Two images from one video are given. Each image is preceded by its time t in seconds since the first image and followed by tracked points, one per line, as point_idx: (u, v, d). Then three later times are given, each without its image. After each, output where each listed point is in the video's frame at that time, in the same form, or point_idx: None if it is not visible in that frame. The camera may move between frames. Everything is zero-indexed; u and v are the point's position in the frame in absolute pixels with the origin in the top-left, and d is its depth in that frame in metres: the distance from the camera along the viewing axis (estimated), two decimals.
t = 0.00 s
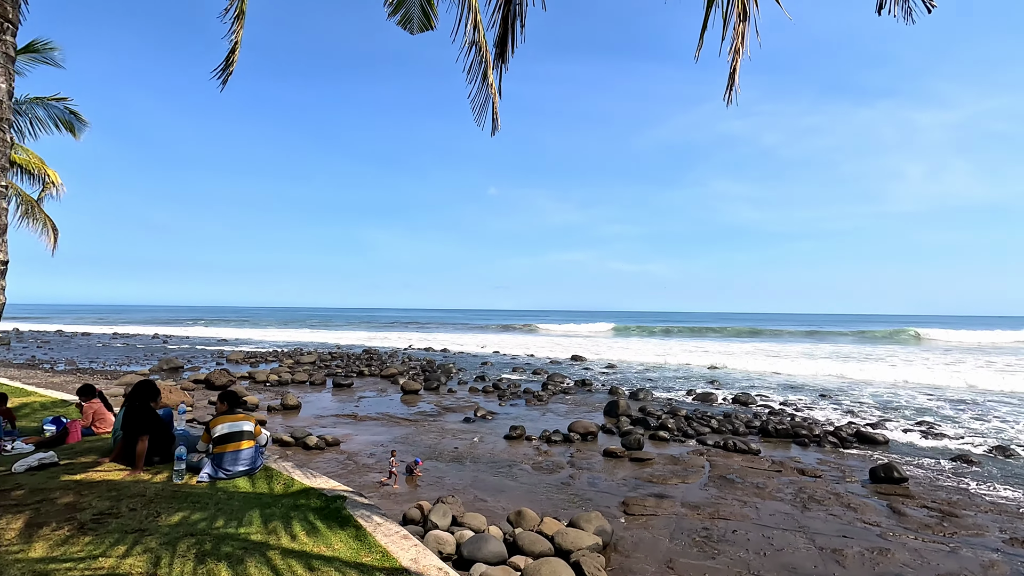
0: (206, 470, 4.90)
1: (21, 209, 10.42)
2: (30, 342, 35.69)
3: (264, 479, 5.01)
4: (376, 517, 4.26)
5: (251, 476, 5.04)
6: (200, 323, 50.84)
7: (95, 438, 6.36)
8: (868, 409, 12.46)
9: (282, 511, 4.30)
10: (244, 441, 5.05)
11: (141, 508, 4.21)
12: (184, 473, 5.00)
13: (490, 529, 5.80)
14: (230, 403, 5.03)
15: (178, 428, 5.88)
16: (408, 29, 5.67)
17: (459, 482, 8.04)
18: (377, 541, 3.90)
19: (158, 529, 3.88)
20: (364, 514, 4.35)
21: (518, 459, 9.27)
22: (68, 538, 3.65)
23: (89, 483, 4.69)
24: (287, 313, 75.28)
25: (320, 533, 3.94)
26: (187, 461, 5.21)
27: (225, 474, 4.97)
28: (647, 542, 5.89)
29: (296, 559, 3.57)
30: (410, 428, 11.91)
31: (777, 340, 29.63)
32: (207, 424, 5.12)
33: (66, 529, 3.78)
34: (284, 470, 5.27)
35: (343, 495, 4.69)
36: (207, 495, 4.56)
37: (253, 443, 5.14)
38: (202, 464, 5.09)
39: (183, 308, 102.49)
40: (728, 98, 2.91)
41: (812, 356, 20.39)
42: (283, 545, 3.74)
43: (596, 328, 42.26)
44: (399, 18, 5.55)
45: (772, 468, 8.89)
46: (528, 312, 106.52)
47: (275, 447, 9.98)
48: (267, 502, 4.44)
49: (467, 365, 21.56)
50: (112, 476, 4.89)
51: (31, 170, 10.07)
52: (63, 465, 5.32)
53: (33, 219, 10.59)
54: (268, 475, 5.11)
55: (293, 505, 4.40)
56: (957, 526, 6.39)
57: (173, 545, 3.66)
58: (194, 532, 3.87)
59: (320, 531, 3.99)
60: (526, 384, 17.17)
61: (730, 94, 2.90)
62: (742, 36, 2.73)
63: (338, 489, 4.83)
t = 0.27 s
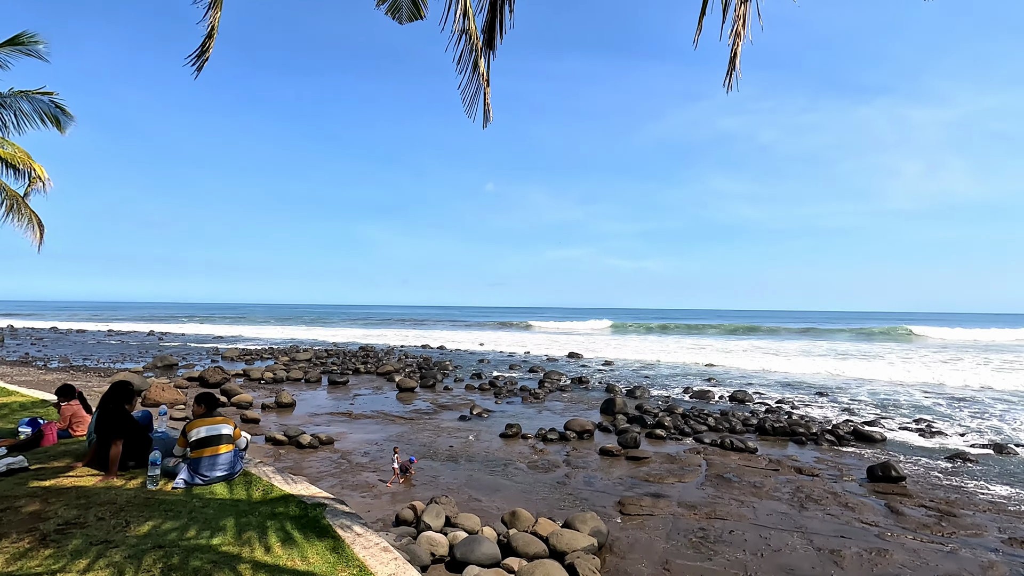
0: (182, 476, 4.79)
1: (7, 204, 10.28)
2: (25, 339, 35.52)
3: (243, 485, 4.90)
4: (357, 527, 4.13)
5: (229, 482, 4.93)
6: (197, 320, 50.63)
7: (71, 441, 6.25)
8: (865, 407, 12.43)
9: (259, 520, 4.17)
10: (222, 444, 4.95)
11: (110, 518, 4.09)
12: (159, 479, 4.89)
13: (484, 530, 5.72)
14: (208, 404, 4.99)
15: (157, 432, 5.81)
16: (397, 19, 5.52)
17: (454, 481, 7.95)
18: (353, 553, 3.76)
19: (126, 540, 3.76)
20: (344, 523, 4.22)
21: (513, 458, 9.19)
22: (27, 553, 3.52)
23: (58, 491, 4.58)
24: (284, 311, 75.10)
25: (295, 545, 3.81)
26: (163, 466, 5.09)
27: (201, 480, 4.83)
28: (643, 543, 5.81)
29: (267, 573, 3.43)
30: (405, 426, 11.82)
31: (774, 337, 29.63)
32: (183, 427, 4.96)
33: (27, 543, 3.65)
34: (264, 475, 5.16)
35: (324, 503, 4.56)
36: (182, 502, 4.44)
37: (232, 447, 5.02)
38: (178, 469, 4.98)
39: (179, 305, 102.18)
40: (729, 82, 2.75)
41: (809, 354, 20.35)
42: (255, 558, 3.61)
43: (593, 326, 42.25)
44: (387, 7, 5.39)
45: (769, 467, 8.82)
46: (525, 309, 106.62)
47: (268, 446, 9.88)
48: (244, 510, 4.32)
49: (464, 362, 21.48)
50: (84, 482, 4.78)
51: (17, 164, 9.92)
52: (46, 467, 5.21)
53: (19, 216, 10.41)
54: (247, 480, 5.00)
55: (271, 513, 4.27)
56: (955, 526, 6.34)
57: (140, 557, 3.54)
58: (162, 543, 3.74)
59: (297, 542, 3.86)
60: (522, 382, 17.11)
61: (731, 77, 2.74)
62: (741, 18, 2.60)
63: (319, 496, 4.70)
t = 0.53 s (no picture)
0: (161, 480, 4.65)
1: None
2: (19, 336, 35.22)
3: (225, 489, 4.79)
4: (341, 536, 4.02)
5: (211, 486, 4.82)
6: (193, 318, 50.40)
7: (49, 443, 6.10)
8: (863, 405, 12.38)
9: (238, 528, 4.06)
10: (203, 446, 4.81)
11: (81, 524, 3.97)
12: (136, 483, 4.74)
13: (480, 530, 5.63)
14: (188, 405, 4.79)
15: (138, 432, 5.72)
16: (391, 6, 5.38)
17: (450, 480, 7.86)
18: (335, 564, 3.64)
19: (95, 549, 3.63)
20: (328, 532, 4.11)
21: (510, 456, 9.09)
22: None
23: (31, 495, 4.48)
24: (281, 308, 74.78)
25: (274, 555, 3.69)
26: (141, 468, 4.94)
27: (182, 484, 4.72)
28: (641, 543, 5.73)
29: None
30: (402, 424, 11.72)
31: (772, 335, 29.60)
32: (163, 427, 4.77)
33: None
34: (247, 478, 5.04)
35: (308, 509, 4.44)
36: (159, 507, 4.32)
37: (213, 449, 4.89)
38: (157, 472, 4.83)
39: (175, 302, 101.79)
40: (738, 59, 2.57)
41: (807, 352, 20.31)
42: (231, 569, 3.49)
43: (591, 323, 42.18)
44: None
45: (768, 466, 8.75)
46: (523, 307, 106.48)
47: (263, 444, 9.77)
48: (223, 517, 4.20)
49: (462, 360, 21.37)
50: (58, 486, 4.67)
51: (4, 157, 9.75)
52: (32, 469, 5.09)
53: (7, 211, 10.27)
54: (229, 484, 4.88)
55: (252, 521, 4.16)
56: (957, 526, 6.26)
57: (109, 567, 3.42)
58: (134, 552, 3.62)
59: (276, 552, 3.74)
60: (520, 379, 17.04)
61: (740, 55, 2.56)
62: None
63: (303, 502, 4.59)
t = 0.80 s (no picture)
0: (141, 489, 4.55)
1: None
2: (17, 335, 35.05)
3: (207, 498, 4.67)
4: (327, 552, 3.87)
5: (193, 495, 4.71)
6: (193, 316, 50.24)
7: (26, 449, 6.00)
8: (866, 405, 12.28)
9: (220, 541, 3.93)
10: (185, 454, 4.69)
11: (52, 538, 3.84)
12: (116, 492, 4.64)
13: (479, 534, 5.53)
14: (172, 410, 4.64)
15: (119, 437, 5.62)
16: None
17: (448, 481, 7.76)
18: None
19: (64, 566, 3.50)
20: (313, 546, 3.96)
21: (510, 457, 8.99)
22: None
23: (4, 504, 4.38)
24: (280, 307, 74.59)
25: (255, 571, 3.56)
26: (121, 476, 4.83)
27: (165, 493, 4.63)
28: (642, 546, 5.63)
29: None
30: (400, 424, 11.62)
31: (772, 334, 29.46)
32: (144, 433, 4.62)
33: None
34: (232, 487, 4.93)
35: (294, 522, 4.30)
36: (137, 519, 4.20)
37: (197, 456, 4.79)
38: (137, 480, 4.73)
39: (175, 300, 101.58)
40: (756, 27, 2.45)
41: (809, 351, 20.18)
42: None
43: (592, 322, 42.06)
44: None
45: (770, 467, 8.65)
46: (522, 305, 106.31)
47: (260, 444, 9.67)
48: (205, 529, 4.07)
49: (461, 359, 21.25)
50: (32, 495, 4.57)
51: None
52: (15, 477, 4.98)
53: None
54: (213, 493, 4.76)
55: (235, 533, 4.03)
56: (963, 529, 6.17)
57: None
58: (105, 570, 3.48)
59: (259, 567, 3.61)
60: (520, 378, 16.93)
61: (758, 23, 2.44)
62: None
63: (289, 513, 4.46)
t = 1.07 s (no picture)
0: (123, 496, 4.42)
1: None
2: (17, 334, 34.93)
3: (191, 506, 4.54)
4: (313, 566, 3.75)
5: (177, 502, 4.61)
6: (193, 315, 50.18)
7: (9, 452, 5.90)
8: (868, 406, 12.19)
9: (202, 552, 3.81)
10: (169, 459, 4.56)
11: (24, 550, 3.71)
12: (95, 499, 4.52)
13: (477, 537, 5.44)
14: (155, 413, 4.48)
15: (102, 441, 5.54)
16: None
17: (447, 482, 7.68)
18: None
19: None
20: (298, 559, 3.85)
21: (509, 458, 8.90)
22: None
23: None
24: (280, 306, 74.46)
25: None
26: (101, 483, 4.71)
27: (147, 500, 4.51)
28: (643, 549, 5.54)
29: None
30: (399, 424, 11.54)
31: (773, 334, 29.36)
32: (127, 438, 4.51)
33: None
34: (218, 494, 4.82)
35: (279, 534, 4.18)
36: (116, 529, 4.07)
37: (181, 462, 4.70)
38: (118, 487, 4.61)
39: (174, 299, 101.46)
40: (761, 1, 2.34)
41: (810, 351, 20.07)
42: None
43: (593, 321, 42.00)
44: None
45: (772, 468, 8.56)
46: (522, 305, 106.19)
47: (257, 445, 9.59)
48: (186, 540, 3.95)
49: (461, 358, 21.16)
50: (9, 502, 4.47)
51: None
52: None
53: None
54: (197, 501, 4.64)
55: (217, 545, 3.91)
56: (969, 532, 6.07)
57: None
58: None
59: None
60: (520, 378, 16.85)
61: None
62: None
63: (275, 523, 4.35)
